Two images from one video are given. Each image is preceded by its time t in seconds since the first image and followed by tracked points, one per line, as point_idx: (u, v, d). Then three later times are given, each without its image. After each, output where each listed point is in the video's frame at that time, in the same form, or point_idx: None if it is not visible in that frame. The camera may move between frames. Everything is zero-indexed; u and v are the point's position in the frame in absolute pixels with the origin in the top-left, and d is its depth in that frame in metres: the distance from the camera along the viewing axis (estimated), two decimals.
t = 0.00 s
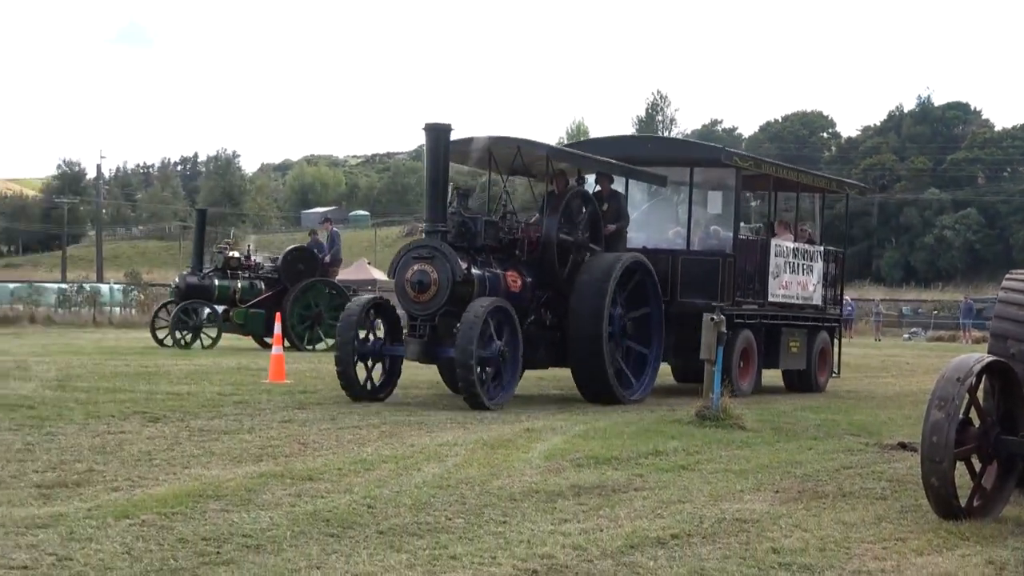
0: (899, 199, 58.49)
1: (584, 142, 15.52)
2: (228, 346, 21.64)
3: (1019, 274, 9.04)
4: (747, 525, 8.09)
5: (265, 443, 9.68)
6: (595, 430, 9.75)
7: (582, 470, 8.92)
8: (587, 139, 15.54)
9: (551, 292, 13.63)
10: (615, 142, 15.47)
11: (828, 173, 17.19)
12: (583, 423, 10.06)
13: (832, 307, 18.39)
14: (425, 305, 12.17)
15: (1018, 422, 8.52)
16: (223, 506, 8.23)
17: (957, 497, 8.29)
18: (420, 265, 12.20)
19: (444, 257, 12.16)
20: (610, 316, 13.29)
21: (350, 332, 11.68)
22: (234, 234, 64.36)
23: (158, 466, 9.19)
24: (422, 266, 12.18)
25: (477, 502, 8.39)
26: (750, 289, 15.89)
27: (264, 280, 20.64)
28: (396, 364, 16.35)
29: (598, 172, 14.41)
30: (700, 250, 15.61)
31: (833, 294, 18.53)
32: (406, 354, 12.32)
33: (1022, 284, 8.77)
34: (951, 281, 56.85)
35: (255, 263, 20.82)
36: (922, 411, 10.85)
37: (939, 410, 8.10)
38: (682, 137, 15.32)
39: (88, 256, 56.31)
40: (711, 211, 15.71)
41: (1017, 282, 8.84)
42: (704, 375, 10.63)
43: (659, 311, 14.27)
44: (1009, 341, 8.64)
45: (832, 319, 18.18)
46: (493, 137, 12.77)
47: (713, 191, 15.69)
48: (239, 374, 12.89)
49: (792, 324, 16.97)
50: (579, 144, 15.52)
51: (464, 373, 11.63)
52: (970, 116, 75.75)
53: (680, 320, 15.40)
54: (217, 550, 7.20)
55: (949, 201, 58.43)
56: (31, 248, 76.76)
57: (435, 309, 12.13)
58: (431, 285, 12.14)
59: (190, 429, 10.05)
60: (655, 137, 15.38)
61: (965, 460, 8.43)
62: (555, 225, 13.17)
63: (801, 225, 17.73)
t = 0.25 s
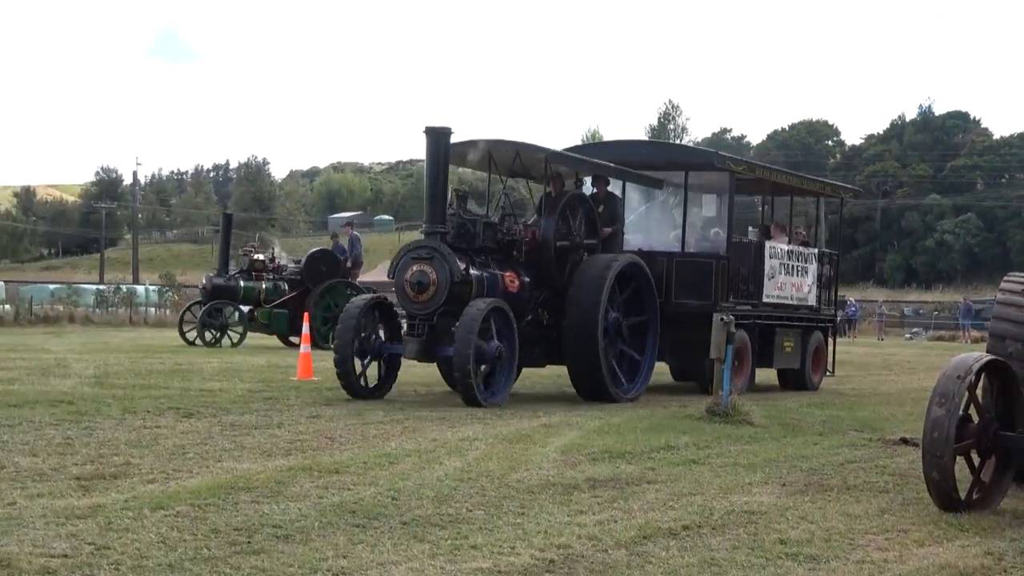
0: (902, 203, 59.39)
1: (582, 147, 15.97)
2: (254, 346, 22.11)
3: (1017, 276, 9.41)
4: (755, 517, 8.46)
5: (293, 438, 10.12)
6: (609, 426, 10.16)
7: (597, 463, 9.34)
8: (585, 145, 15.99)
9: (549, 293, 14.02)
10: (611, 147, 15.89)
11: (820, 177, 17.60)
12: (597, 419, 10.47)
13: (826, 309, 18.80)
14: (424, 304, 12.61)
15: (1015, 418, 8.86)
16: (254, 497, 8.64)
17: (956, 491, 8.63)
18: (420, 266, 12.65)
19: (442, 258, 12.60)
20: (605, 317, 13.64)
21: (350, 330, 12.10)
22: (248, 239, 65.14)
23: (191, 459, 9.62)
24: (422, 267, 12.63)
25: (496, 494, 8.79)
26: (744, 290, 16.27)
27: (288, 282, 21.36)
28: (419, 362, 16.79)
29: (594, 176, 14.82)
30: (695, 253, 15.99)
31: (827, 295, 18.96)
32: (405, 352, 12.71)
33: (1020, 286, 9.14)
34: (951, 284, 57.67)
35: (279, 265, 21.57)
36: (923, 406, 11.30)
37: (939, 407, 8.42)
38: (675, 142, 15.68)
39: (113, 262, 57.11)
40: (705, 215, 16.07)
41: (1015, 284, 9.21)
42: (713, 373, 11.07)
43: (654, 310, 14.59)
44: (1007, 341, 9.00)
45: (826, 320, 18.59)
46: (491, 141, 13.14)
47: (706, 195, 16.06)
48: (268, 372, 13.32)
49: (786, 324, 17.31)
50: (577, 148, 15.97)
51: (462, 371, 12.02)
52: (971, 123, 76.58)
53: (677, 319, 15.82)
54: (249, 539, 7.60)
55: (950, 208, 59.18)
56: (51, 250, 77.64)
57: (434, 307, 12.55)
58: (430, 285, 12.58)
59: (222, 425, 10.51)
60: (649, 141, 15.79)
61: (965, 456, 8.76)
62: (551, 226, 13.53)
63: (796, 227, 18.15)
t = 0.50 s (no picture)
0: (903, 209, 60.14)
1: (578, 150, 16.42)
2: (278, 344, 22.63)
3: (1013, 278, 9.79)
4: (759, 510, 8.82)
5: (317, 431, 10.58)
6: (619, 425, 10.64)
7: (609, 458, 9.77)
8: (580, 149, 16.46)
9: (544, 293, 14.44)
10: (606, 150, 16.35)
11: (810, 180, 18.31)
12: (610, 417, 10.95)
13: (817, 309, 19.55)
14: (422, 303, 12.95)
15: (1011, 415, 9.19)
16: (281, 489, 9.07)
17: (953, 487, 8.96)
18: (418, 266, 12.96)
19: (440, 258, 12.92)
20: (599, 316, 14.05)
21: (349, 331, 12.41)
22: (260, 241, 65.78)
23: (220, 452, 10.06)
24: (420, 267, 12.95)
25: (512, 486, 9.20)
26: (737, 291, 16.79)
27: (308, 282, 22.07)
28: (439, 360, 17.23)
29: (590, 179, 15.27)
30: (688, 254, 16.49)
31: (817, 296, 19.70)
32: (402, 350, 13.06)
33: (1016, 288, 9.52)
34: (950, 287, 58.30)
35: (299, 266, 22.31)
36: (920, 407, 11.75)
37: (938, 405, 8.71)
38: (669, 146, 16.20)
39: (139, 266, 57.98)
40: (698, 217, 16.58)
41: (1011, 286, 9.59)
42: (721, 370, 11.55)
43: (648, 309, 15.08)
44: (1003, 341, 9.39)
45: (817, 320, 19.34)
46: (488, 145, 13.57)
47: (699, 198, 16.60)
48: (294, 368, 13.76)
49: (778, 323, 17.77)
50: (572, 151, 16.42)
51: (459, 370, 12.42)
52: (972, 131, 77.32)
53: (670, 320, 16.41)
54: (274, 529, 8.02)
55: (949, 216, 59.86)
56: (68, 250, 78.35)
57: (432, 307, 12.90)
58: (427, 285, 12.90)
59: (249, 420, 10.97)
60: (644, 146, 16.28)
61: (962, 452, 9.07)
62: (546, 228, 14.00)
63: (787, 230, 18.88)
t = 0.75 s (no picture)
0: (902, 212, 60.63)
1: (574, 153, 16.85)
2: (300, 344, 23.08)
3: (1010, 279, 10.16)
4: (765, 502, 9.13)
5: (338, 426, 11.00)
6: (629, 423, 11.08)
7: (619, 453, 10.17)
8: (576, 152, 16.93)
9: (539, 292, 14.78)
10: (602, 152, 16.78)
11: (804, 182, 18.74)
12: (622, 413, 11.61)
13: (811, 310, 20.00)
14: (418, 301, 13.36)
15: (1008, 411, 9.46)
16: (304, 481, 9.46)
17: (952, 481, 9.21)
18: (413, 265, 13.39)
19: (435, 257, 13.37)
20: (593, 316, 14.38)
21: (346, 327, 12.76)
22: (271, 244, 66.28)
23: (245, 445, 10.46)
24: (415, 266, 13.38)
25: (527, 480, 9.57)
26: (731, 290, 17.16)
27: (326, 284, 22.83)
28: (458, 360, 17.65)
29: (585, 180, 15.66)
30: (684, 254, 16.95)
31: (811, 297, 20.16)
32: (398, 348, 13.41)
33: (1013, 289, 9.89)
34: (950, 289, 58.72)
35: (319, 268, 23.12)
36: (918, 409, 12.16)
37: (938, 402, 8.92)
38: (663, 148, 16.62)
39: (161, 267, 58.62)
40: (693, 217, 17.02)
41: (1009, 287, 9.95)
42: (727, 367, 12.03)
43: (641, 309, 15.45)
44: (1000, 341, 9.75)
45: (812, 320, 19.79)
46: (484, 145, 13.96)
47: (694, 198, 17.02)
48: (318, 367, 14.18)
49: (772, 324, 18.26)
50: (569, 154, 16.84)
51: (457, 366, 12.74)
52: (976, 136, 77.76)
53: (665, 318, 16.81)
54: (298, 520, 8.39)
55: (950, 220, 60.30)
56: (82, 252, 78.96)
57: (427, 305, 13.31)
58: (423, 283, 13.33)
59: (275, 415, 11.38)
60: (640, 147, 16.66)
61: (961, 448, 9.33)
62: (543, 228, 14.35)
63: (782, 232, 19.34)
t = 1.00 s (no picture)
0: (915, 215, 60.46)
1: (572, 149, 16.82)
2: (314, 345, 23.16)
3: None
4: (778, 504, 9.14)
5: (352, 427, 11.05)
6: (641, 425, 11.14)
7: (632, 454, 10.22)
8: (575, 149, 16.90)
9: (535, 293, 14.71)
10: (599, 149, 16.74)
11: (805, 181, 18.70)
12: (635, 414, 11.74)
13: (813, 310, 20.04)
14: (414, 301, 13.25)
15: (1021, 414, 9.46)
16: (318, 482, 9.49)
17: (966, 483, 9.20)
18: (409, 265, 13.31)
19: (432, 257, 13.27)
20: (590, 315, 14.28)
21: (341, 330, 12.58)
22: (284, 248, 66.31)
23: (260, 445, 10.51)
24: (411, 266, 13.29)
25: (540, 480, 9.60)
26: (728, 291, 17.16)
27: (334, 285, 23.25)
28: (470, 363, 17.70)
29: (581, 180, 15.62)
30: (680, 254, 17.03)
31: (812, 296, 20.19)
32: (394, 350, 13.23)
33: None
34: (962, 290, 58.64)
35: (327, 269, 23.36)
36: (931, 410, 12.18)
37: (950, 404, 8.92)
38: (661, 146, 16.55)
39: (176, 267, 58.79)
40: (691, 217, 17.06)
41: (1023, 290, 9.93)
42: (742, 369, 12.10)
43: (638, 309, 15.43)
44: (1013, 342, 9.72)
45: (814, 320, 19.81)
46: (479, 142, 13.89)
47: (692, 197, 17.03)
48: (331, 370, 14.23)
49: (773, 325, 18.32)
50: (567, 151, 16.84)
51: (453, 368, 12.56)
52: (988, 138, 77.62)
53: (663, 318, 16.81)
54: (311, 521, 8.44)
55: (964, 222, 60.18)
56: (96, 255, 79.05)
57: (422, 305, 13.20)
58: (419, 284, 13.23)
59: (289, 416, 11.43)
60: (637, 147, 16.59)
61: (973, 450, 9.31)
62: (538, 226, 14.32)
63: (784, 231, 19.35)
